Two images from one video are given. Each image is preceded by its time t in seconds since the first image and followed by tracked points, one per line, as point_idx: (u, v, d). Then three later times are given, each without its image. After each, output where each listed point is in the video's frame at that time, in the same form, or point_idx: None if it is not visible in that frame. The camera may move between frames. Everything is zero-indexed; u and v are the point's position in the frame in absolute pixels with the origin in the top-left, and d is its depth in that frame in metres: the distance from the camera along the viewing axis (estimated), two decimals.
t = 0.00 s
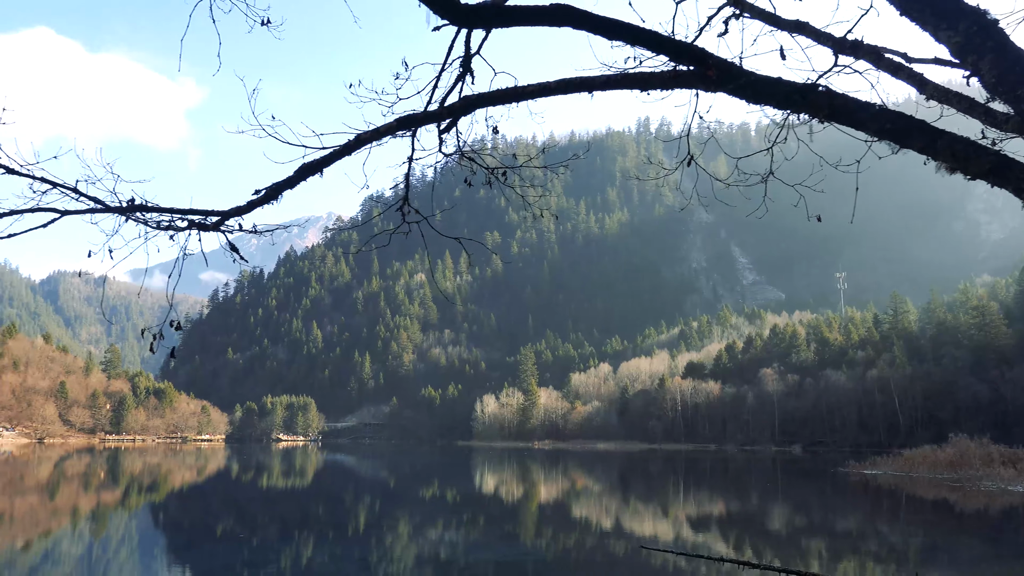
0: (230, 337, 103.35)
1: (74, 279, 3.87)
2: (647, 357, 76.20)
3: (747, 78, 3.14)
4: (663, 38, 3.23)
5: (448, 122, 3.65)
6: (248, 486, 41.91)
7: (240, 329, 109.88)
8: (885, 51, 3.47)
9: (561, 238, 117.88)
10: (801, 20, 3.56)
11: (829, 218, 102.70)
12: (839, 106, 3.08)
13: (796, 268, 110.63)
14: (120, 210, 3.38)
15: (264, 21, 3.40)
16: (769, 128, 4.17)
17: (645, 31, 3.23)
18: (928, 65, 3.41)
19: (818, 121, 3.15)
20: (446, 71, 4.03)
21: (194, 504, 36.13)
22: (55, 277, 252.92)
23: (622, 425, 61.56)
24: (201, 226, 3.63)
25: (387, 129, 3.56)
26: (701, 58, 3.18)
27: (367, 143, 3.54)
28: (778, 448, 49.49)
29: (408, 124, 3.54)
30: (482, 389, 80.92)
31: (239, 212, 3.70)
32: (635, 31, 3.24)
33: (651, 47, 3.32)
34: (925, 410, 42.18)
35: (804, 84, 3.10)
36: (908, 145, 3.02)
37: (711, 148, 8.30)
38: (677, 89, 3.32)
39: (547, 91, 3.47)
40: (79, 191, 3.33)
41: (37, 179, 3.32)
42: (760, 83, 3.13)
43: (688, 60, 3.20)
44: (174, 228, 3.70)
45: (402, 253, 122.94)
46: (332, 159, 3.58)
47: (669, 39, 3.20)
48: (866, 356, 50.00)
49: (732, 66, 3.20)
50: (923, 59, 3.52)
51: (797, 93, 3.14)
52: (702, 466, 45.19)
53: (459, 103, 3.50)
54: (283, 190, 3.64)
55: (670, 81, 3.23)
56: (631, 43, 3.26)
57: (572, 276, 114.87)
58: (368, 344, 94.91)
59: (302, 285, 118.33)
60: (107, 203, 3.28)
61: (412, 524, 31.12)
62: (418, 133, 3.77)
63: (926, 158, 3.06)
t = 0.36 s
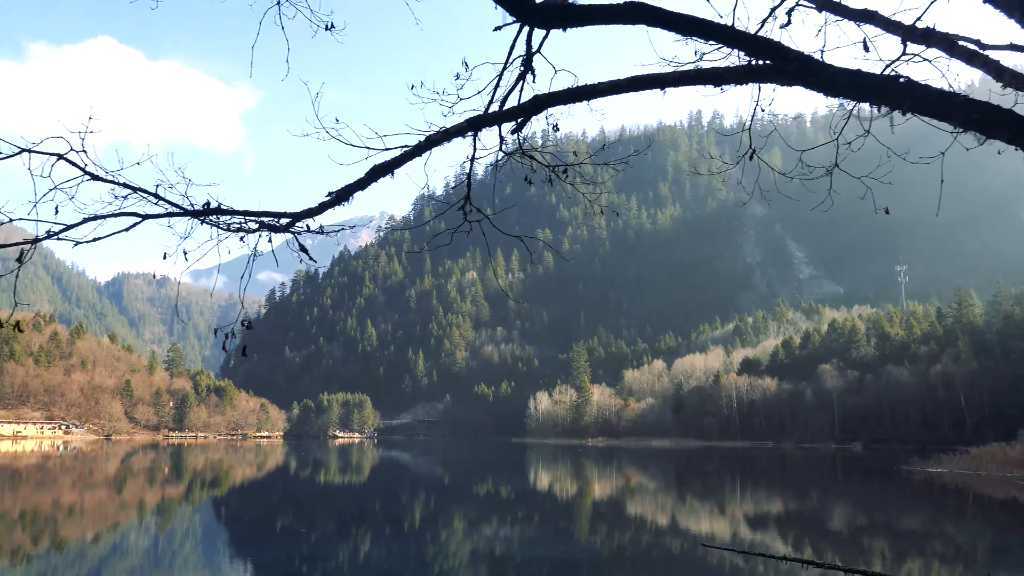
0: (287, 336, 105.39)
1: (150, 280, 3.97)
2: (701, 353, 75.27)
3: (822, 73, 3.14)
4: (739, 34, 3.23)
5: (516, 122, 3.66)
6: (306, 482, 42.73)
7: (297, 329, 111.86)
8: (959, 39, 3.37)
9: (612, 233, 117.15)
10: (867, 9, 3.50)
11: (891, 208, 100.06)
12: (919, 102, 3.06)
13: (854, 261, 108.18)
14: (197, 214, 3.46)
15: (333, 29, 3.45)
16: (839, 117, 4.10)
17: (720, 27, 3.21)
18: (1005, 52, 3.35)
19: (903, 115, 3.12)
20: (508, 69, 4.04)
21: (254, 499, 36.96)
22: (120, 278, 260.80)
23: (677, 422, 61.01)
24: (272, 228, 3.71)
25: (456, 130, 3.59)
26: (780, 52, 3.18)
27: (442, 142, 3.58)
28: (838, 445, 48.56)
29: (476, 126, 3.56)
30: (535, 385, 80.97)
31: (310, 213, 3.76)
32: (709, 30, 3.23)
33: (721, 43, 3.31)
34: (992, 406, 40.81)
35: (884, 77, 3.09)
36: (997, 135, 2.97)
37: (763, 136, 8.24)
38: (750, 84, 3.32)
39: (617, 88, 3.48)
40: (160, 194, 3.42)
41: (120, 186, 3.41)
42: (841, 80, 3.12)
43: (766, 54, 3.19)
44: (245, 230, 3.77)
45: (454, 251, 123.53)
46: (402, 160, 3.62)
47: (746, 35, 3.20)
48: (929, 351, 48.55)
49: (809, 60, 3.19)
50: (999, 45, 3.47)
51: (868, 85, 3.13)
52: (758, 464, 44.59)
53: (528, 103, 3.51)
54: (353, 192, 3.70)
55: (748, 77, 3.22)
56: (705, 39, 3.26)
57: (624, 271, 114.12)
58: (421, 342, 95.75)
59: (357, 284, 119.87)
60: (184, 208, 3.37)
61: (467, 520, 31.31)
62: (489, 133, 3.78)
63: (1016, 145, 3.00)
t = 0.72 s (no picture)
0: (345, 335, 106.96)
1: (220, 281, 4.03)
2: (760, 349, 73.97)
3: (900, 62, 3.16)
4: (813, 26, 3.24)
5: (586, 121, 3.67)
6: (365, 479, 43.35)
7: (354, 328, 113.34)
8: None
9: (666, 229, 115.90)
10: None
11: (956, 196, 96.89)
12: (1002, 88, 3.07)
13: (917, 254, 105.16)
14: (268, 216, 3.52)
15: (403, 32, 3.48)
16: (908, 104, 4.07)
17: (794, 20, 3.23)
18: None
19: (983, 103, 3.12)
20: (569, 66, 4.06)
21: (314, 495, 37.65)
22: (183, 278, 268.19)
23: (735, 419, 60.11)
24: (340, 230, 3.77)
25: (526, 129, 3.60)
26: (857, 43, 3.20)
27: (510, 143, 3.62)
28: (903, 443, 47.38)
29: (546, 126, 3.58)
30: (590, 383, 80.66)
31: (377, 214, 3.84)
32: (782, 23, 3.25)
33: (795, 36, 3.30)
34: None
35: (965, 65, 3.10)
36: None
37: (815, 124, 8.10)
38: (825, 76, 3.34)
39: (688, 85, 3.48)
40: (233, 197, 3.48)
41: (192, 189, 3.46)
42: (920, 69, 3.14)
43: (841, 47, 3.22)
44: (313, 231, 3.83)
45: (507, 249, 123.76)
46: (469, 161, 3.65)
47: (822, 26, 3.22)
48: (999, 345, 46.76)
49: (886, 50, 3.20)
50: None
51: (940, 72, 3.11)
52: (820, 462, 43.67)
53: (597, 100, 3.52)
54: (419, 194, 3.75)
55: (822, 70, 3.24)
56: (778, 34, 3.29)
57: (678, 267, 112.93)
58: (476, 340, 96.21)
59: (412, 283, 120.90)
60: (254, 210, 3.42)
61: (524, 517, 31.38)
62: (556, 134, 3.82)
63: None
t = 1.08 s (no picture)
0: (400, 334, 108.09)
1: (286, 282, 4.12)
2: (820, 346, 72.32)
3: (981, 52, 3.06)
4: (888, 18, 3.17)
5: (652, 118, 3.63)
6: (422, 476, 43.73)
7: (410, 327, 114.46)
8: None
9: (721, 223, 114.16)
10: None
11: None
12: None
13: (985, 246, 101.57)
14: (334, 220, 3.58)
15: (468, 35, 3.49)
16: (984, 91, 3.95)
17: (870, 10, 3.16)
18: None
19: None
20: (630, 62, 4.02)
21: (372, 492, 38.16)
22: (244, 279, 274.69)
23: (795, 417, 58.91)
24: (404, 230, 3.82)
25: (591, 128, 3.57)
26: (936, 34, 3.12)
27: (576, 143, 3.59)
28: (972, 442, 45.74)
29: (611, 125, 3.55)
30: (645, 380, 79.98)
31: (441, 215, 3.88)
32: (857, 14, 3.18)
33: (871, 27, 3.23)
34: None
35: None
36: None
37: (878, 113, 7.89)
38: (900, 68, 3.26)
39: (758, 81, 3.42)
40: (301, 201, 3.54)
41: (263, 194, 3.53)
42: (1001, 59, 3.04)
43: (920, 37, 3.13)
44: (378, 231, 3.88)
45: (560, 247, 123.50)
46: (534, 163, 3.65)
47: (900, 20, 3.14)
48: None
49: (966, 39, 3.11)
50: None
51: (1019, 61, 3.02)
52: (884, 461, 42.52)
53: (664, 98, 3.48)
54: (483, 194, 3.75)
55: (898, 62, 3.17)
56: (852, 27, 3.22)
57: (734, 262, 111.19)
58: (530, 338, 96.23)
59: (466, 282, 121.56)
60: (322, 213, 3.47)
61: (580, 516, 31.27)
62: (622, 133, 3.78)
63: None
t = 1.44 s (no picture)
0: (453, 333, 108.91)
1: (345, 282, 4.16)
2: (880, 342, 70.53)
3: None
4: (971, 5, 3.09)
5: (717, 113, 3.58)
6: (475, 474, 44.00)
7: (462, 326, 115.25)
8: None
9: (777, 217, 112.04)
10: None
11: None
12: None
13: None
14: (396, 221, 3.61)
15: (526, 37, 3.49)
16: None
17: None
18: None
19: None
20: (689, 57, 3.97)
21: (427, 490, 38.49)
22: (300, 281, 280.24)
23: (854, 415, 57.60)
24: (465, 230, 3.84)
25: (654, 127, 3.55)
26: None
27: (638, 139, 3.56)
28: None
29: (676, 123, 3.53)
30: (699, 378, 79.08)
31: (500, 217, 3.89)
32: None
33: (947, 14, 3.14)
34: None
35: None
36: None
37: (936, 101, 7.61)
38: (979, 53, 3.18)
39: (826, 72, 3.35)
40: (363, 204, 3.58)
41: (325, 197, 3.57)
42: None
43: (1003, 24, 3.04)
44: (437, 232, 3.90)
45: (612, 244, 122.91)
46: (594, 161, 3.63)
47: (976, 5, 3.07)
48: None
49: None
50: None
51: None
52: (949, 460, 41.27)
53: (730, 94, 3.43)
54: (544, 195, 3.75)
55: (982, 49, 3.10)
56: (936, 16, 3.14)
57: (790, 257, 109.05)
58: (582, 336, 96.02)
59: (517, 280, 121.80)
60: (385, 215, 3.51)
61: (634, 514, 31.11)
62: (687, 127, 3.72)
63: None
